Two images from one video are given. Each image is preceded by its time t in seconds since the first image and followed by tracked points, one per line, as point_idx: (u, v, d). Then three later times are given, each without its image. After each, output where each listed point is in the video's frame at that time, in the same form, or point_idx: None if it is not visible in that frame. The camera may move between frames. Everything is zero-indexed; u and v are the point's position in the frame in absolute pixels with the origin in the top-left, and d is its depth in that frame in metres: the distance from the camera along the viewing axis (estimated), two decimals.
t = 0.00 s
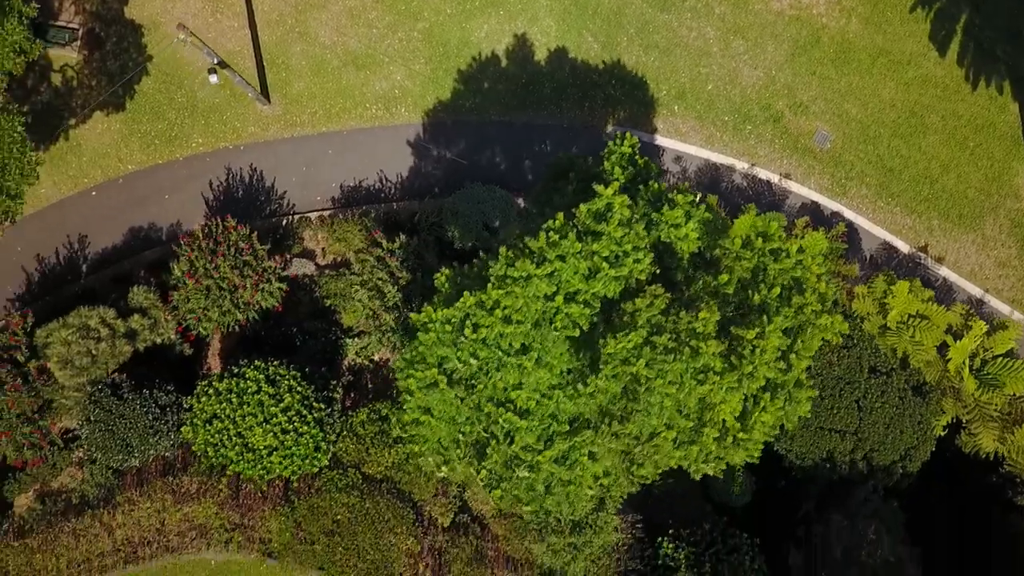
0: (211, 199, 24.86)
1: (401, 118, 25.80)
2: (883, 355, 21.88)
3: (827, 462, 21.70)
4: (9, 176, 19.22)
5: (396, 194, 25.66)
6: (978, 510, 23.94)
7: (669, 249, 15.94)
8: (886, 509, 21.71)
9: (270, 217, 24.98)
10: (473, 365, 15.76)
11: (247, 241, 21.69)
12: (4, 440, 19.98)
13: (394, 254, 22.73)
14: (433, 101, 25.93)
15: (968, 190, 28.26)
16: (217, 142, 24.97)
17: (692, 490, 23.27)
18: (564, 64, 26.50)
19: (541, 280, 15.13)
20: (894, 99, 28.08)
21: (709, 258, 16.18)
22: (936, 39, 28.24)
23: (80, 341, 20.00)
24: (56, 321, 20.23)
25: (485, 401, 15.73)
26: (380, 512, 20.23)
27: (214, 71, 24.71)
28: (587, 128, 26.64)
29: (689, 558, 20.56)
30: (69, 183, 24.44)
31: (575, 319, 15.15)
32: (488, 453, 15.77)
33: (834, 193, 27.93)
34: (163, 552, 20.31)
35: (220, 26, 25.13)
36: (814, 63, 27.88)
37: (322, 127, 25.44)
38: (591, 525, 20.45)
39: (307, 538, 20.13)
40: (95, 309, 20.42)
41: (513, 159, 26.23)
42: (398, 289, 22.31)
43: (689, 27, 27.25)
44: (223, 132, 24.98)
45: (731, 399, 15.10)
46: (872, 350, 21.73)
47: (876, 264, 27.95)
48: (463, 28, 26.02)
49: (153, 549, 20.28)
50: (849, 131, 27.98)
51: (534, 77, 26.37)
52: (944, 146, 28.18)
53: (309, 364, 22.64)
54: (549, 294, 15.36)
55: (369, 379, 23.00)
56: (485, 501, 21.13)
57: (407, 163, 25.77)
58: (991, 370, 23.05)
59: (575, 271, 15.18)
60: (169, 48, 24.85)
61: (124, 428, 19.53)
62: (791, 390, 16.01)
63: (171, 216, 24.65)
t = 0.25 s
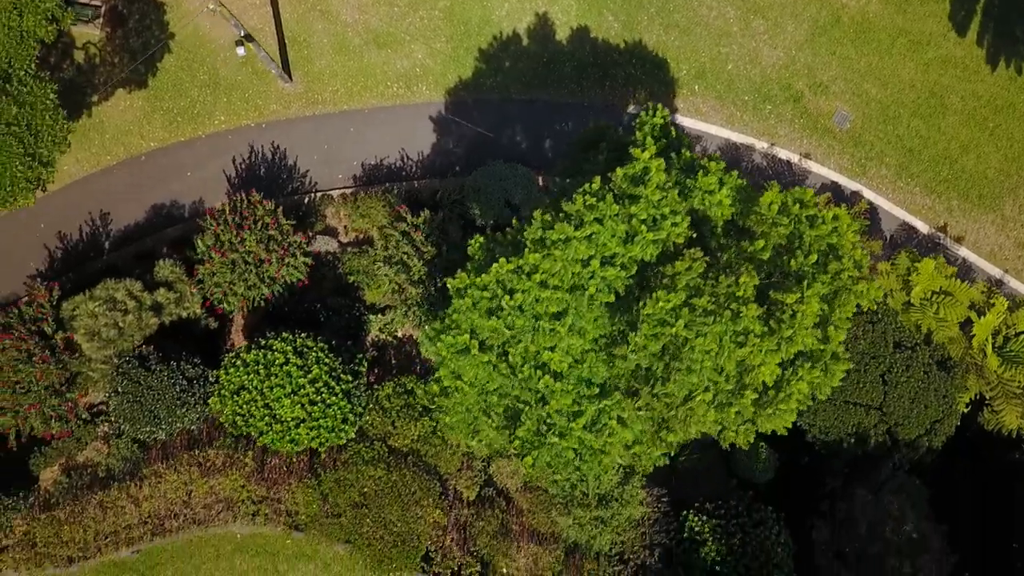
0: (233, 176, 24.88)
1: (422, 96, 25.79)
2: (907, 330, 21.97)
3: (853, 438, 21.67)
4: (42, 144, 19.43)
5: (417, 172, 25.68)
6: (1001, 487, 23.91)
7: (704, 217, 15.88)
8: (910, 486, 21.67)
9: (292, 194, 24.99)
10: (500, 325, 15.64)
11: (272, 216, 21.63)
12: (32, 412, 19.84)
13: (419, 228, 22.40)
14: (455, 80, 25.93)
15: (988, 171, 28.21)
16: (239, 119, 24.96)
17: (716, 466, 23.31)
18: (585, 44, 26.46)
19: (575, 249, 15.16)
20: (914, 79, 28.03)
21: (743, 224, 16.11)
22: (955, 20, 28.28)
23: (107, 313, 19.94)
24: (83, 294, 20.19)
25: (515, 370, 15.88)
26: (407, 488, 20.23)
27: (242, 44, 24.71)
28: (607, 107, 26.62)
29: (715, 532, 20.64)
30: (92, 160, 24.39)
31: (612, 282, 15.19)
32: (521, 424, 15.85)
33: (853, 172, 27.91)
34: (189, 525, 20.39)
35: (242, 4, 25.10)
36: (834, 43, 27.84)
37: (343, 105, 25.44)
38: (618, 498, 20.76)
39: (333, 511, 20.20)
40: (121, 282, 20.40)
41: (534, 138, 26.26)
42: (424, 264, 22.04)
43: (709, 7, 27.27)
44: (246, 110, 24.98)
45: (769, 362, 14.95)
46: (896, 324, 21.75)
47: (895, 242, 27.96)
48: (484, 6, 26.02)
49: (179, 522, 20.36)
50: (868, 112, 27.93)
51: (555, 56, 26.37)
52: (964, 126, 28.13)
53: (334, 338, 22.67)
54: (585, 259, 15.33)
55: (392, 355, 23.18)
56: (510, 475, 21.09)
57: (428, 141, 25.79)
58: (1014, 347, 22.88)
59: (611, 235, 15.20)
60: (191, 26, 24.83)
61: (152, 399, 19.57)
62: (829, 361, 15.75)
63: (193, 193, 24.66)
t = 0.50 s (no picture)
0: (253, 154, 24.84)
1: (442, 76, 25.78)
2: (931, 307, 21.91)
3: (877, 414, 21.64)
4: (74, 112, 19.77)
5: (437, 151, 25.65)
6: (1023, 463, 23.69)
7: (735, 184, 15.88)
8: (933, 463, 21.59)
9: (313, 173, 25.00)
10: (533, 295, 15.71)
11: (296, 192, 21.62)
12: (59, 385, 19.80)
13: (443, 203, 22.33)
14: (475, 60, 25.95)
15: (1007, 152, 28.07)
16: (260, 98, 24.96)
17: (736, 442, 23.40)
18: (605, 24, 26.49)
19: (602, 221, 15.24)
20: (933, 60, 27.98)
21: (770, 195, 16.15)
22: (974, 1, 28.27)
23: (133, 287, 20.00)
24: (108, 268, 20.19)
25: (545, 340, 16.03)
26: (433, 462, 20.19)
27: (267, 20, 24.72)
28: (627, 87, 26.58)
29: (739, 506, 20.78)
30: (114, 138, 24.38)
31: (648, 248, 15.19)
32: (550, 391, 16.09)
33: (872, 153, 27.90)
34: (213, 498, 20.44)
35: None
36: (853, 23, 27.87)
37: (364, 84, 25.46)
38: (642, 471, 20.81)
39: (359, 485, 20.20)
40: (147, 256, 20.41)
41: (554, 118, 26.25)
42: (448, 240, 21.99)
43: None
44: (267, 89, 24.99)
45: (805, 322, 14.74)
46: (919, 301, 21.71)
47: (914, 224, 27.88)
48: None
49: (204, 495, 20.37)
50: (887, 93, 27.91)
51: (575, 36, 26.37)
52: (983, 107, 28.01)
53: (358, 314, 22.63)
54: (619, 226, 15.35)
55: (414, 331, 23.22)
56: (535, 449, 21.13)
57: (448, 121, 25.78)
58: None
59: (647, 199, 15.18)
60: (212, 4, 24.83)
61: (178, 372, 19.58)
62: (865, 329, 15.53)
63: (214, 171, 24.67)
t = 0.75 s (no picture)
0: (272, 134, 24.83)
1: (461, 56, 25.77)
2: (951, 283, 21.98)
3: (899, 389, 21.60)
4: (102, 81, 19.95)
5: (455, 131, 25.64)
6: None
7: (765, 150, 15.86)
8: (951, 441, 21.73)
9: (332, 152, 25.01)
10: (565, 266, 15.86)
11: (318, 167, 21.72)
12: (83, 358, 19.72)
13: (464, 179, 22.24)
14: (493, 40, 25.95)
15: None
16: (280, 77, 24.97)
17: (756, 420, 23.34)
18: (623, 4, 26.47)
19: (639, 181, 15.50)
20: (950, 41, 27.98)
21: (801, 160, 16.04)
22: None
23: (157, 261, 19.98)
24: (131, 242, 20.18)
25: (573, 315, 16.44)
26: (456, 437, 20.27)
27: None
28: (644, 68, 26.55)
29: (763, 482, 20.78)
30: (134, 116, 24.35)
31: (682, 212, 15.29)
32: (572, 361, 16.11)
33: (890, 135, 27.84)
34: (236, 472, 20.45)
35: None
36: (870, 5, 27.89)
37: (382, 64, 25.45)
38: (665, 447, 20.76)
39: (382, 459, 20.21)
40: (170, 230, 20.42)
41: (572, 99, 26.22)
42: (468, 215, 21.91)
43: None
44: (286, 69, 25.01)
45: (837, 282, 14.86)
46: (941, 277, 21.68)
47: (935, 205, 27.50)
48: None
49: (227, 470, 20.36)
50: (905, 74, 27.82)
51: (593, 16, 26.36)
52: (999, 89, 27.94)
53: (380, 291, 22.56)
54: (652, 191, 15.46)
55: (435, 309, 23.16)
56: (556, 425, 21.14)
57: (467, 101, 25.73)
58: None
59: (680, 161, 15.29)
60: None
61: (202, 343, 19.50)
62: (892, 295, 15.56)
63: (233, 149, 24.66)
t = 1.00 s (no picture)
0: (288, 114, 24.80)
1: (478, 37, 25.75)
2: (973, 260, 21.76)
3: (919, 366, 21.63)
4: (127, 50, 19.96)
5: (472, 112, 25.63)
6: None
7: (792, 118, 16.15)
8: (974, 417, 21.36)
9: (349, 132, 25.00)
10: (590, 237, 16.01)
11: (337, 144, 21.71)
12: (104, 333, 19.77)
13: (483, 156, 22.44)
14: (510, 21, 25.93)
15: None
16: (297, 57, 24.97)
17: (774, 398, 23.35)
18: None
19: (668, 148, 15.73)
20: (966, 24, 27.96)
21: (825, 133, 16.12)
22: None
23: (178, 236, 20.01)
24: (152, 218, 20.19)
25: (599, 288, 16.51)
26: (475, 413, 20.22)
27: None
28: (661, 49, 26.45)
29: (784, 458, 20.82)
30: (152, 96, 24.29)
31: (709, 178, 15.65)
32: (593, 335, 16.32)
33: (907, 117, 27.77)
34: (256, 448, 20.48)
35: None
36: None
37: (399, 45, 25.43)
38: (685, 424, 20.69)
39: (403, 434, 20.36)
40: (191, 206, 20.41)
41: (588, 80, 26.21)
42: (489, 192, 22.04)
43: None
44: (303, 49, 24.99)
45: (867, 245, 14.76)
46: (959, 255, 21.59)
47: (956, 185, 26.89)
48: None
49: (247, 445, 20.39)
50: (921, 57, 27.83)
51: None
52: (1015, 72, 27.87)
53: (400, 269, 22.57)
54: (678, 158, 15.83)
55: (453, 288, 23.22)
56: (576, 401, 21.15)
57: (483, 82, 25.73)
58: None
59: (709, 125, 15.67)
60: None
61: (224, 318, 19.55)
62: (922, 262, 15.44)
63: (250, 129, 24.64)
